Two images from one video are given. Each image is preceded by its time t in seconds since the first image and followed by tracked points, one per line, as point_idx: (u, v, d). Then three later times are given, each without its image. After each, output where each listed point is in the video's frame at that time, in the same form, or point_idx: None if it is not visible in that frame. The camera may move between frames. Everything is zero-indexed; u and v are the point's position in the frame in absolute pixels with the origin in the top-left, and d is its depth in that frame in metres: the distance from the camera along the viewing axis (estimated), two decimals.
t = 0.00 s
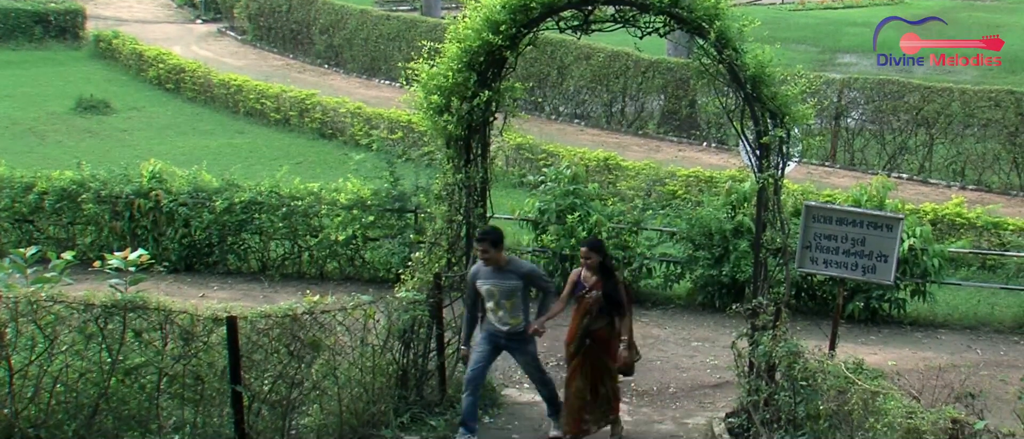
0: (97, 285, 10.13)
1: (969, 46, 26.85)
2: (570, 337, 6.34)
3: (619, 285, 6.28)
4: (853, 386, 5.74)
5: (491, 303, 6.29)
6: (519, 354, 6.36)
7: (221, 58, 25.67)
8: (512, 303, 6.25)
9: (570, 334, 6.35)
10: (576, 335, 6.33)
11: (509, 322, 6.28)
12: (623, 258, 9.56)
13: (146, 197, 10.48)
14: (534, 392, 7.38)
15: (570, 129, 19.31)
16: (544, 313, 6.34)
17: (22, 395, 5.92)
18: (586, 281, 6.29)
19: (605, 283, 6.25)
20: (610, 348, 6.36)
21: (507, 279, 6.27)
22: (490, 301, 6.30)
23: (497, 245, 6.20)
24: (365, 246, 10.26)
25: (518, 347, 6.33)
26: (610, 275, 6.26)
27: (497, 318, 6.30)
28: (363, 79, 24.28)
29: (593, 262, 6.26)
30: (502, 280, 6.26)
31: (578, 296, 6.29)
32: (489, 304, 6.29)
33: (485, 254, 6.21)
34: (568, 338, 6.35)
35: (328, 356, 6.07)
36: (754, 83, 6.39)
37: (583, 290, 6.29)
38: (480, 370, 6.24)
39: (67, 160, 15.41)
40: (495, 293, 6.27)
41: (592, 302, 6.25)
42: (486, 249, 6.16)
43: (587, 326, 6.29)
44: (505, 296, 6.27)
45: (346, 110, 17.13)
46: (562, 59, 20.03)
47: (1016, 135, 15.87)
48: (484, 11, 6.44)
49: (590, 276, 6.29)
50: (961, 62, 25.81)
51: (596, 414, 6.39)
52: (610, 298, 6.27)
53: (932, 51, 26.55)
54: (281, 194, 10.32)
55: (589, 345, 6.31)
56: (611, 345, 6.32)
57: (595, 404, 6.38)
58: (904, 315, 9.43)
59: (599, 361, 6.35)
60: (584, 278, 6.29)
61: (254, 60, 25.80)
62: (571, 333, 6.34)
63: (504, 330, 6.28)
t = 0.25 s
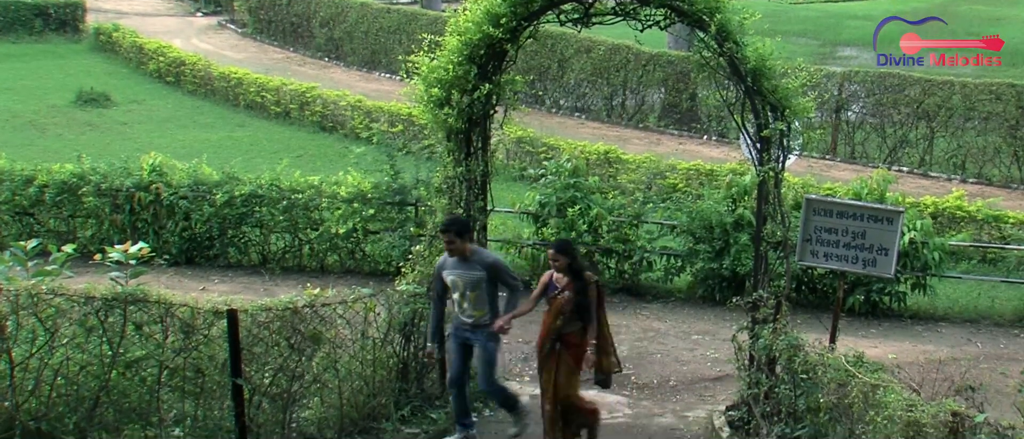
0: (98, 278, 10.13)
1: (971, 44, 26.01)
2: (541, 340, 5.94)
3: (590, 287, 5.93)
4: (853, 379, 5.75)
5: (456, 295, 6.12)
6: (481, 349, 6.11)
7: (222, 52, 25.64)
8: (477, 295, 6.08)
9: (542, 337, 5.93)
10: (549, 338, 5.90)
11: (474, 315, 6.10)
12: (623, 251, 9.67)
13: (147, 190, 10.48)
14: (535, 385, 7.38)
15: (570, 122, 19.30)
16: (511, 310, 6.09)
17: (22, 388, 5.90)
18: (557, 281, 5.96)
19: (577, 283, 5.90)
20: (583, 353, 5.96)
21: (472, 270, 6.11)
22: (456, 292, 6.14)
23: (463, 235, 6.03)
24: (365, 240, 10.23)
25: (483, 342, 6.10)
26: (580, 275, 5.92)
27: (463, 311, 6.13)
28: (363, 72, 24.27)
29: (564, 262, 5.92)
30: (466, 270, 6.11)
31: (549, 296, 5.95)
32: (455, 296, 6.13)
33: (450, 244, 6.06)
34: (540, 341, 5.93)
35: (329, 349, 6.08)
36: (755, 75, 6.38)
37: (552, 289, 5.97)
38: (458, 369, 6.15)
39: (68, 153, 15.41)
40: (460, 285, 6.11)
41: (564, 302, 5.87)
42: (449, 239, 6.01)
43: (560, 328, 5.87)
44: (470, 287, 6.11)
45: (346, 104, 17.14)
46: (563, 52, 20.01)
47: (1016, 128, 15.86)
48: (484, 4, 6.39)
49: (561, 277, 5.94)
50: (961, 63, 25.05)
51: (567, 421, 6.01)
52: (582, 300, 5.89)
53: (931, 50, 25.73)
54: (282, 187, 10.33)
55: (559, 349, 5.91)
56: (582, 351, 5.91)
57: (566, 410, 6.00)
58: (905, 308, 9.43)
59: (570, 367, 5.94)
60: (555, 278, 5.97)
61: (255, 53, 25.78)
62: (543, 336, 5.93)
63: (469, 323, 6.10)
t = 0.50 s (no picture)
0: (103, 268, 10.13)
1: (970, 42, 25.00)
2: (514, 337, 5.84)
3: (562, 286, 5.81)
4: (858, 370, 5.74)
5: (437, 285, 6.15)
6: (451, 339, 6.05)
7: (227, 42, 25.62)
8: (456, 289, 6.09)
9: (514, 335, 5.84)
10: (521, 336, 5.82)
11: (453, 308, 6.12)
12: (628, 242, 9.66)
13: (152, 180, 10.49)
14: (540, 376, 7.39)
15: (575, 113, 19.26)
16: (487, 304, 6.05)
17: (29, 377, 5.89)
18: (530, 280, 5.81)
19: (548, 282, 5.78)
20: (553, 354, 5.86)
21: (453, 263, 6.10)
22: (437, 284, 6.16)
23: (448, 229, 6.01)
24: (370, 230, 10.25)
25: (455, 336, 6.06)
26: (552, 273, 5.79)
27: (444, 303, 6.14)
28: (368, 63, 24.27)
29: (536, 260, 5.76)
30: (448, 264, 6.11)
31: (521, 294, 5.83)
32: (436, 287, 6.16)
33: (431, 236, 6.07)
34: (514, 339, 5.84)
35: (334, 339, 6.13)
36: (761, 66, 6.37)
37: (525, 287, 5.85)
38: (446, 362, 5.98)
39: (73, 143, 15.43)
40: (440, 277, 6.13)
41: (536, 301, 5.77)
42: (433, 232, 6.00)
43: (531, 325, 5.79)
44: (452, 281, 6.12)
45: (351, 94, 17.15)
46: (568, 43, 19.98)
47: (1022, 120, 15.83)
48: None
49: (533, 275, 5.80)
50: (961, 63, 22.92)
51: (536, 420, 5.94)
52: (553, 298, 5.78)
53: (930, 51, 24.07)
54: (287, 178, 10.33)
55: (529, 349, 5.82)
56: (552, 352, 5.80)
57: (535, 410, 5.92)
58: (910, 299, 9.43)
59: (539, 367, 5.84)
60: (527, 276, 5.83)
61: (260, 44, 25.76)
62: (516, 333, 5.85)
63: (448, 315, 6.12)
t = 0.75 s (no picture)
0: (116, 259, 10.14)
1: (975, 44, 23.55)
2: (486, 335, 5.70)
3: (534, 282, 5.62)
4: (870, 363, 5.73)
5: (417, 292, 6.00)
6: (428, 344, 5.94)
7: (239, 34, 25.62)
8: (435, 299, 5.94)
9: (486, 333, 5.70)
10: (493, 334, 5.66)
11: (433, 315, 5.98)
12: (639, 234, 9.66)
13: (164, 171, 10.53)
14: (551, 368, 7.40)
15: (587, 105, 19.22)
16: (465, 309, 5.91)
17: (42, 368, 5.84)
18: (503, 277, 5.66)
19: (519, 279, 5.61)
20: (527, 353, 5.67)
21: (435, 271, 5.95)
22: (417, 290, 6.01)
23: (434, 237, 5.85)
24: (382, 222, 10.28)
25: (432, 342, 5.94)
26: (524, 271, 5.61)
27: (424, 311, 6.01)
28: (379, 55, 24.28)
29: (508, 257, 5.61)
30: (430, 272, 5.96)
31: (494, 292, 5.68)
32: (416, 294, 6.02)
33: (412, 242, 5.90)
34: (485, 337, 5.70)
35: (345, 330, 6.13)
36: (772, 58, 6.36)
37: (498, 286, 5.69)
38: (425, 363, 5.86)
39: (85, 134, 15.47)
40: (422, 283, 5.98)
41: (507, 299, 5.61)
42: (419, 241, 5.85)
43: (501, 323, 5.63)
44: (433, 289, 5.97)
45: (363, 86, 17.17)
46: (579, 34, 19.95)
47: None
48: None
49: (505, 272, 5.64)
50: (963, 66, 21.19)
51: (507, 422, 5.76)
52: (524, 295, 5.60)
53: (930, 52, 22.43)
54: (298, 169, 10.37)
55: (501, 347, 5.65)
56: (522, 351, 5.62)
57: (506, 411, 5.75)
58: (922, 292, 9.41)
59: (510, 367, 5.66)
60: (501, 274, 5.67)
61: (272, 35, 25.78)
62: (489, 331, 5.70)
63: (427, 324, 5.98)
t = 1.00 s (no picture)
0: (136, 248, 10.17)
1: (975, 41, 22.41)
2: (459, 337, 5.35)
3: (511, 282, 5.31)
4: (888, 356, 5.72)
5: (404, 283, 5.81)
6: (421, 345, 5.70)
7: (258, 24, 25.64)
8: (420, 290, 5.74)
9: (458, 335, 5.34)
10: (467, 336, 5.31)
11: (420, 307, 5.78)
12: (657, 225, 9.66)
13: (184, 161, 10.58)
14: (570, 359, 7.42)
15: (605, 96, 19.17)
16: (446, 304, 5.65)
17: (63, 355, 5.84)
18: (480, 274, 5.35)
19: (497, 278, 5.30)
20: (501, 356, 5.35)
21: (423, 262, 5.73)
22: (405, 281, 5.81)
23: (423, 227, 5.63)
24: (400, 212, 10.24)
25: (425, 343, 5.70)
26: (501, 269, 5.31)
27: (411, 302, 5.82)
28: (398, 45, 24.31)
29: (485, 254, 5.31)
30: (418, 263, 5.74)
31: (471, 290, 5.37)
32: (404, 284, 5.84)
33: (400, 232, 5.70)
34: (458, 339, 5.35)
35: (364, 320, 6.19)
36: (791, 50, 6.34)
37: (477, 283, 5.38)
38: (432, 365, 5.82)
39: (105, 124, 15.53)
40: (409, 274, 5.78)
41: (484, 298, 5.27)
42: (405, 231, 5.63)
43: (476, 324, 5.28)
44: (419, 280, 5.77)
45: (382, 76, 17.18)
46: (598, 25, 19.90)
47: None
48: None
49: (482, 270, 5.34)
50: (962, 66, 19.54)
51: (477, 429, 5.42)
52: (502, 295, 5.28)
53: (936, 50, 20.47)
54: (317, 159, 10.42)
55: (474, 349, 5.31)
56: (500, 355, 5.30)
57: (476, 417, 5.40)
58: (941, 284, 9.38)
59: (484, 371, 5.34)
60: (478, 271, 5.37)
61: (291, 25, 25.81)
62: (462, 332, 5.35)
63: (415, 315, 5.80)
